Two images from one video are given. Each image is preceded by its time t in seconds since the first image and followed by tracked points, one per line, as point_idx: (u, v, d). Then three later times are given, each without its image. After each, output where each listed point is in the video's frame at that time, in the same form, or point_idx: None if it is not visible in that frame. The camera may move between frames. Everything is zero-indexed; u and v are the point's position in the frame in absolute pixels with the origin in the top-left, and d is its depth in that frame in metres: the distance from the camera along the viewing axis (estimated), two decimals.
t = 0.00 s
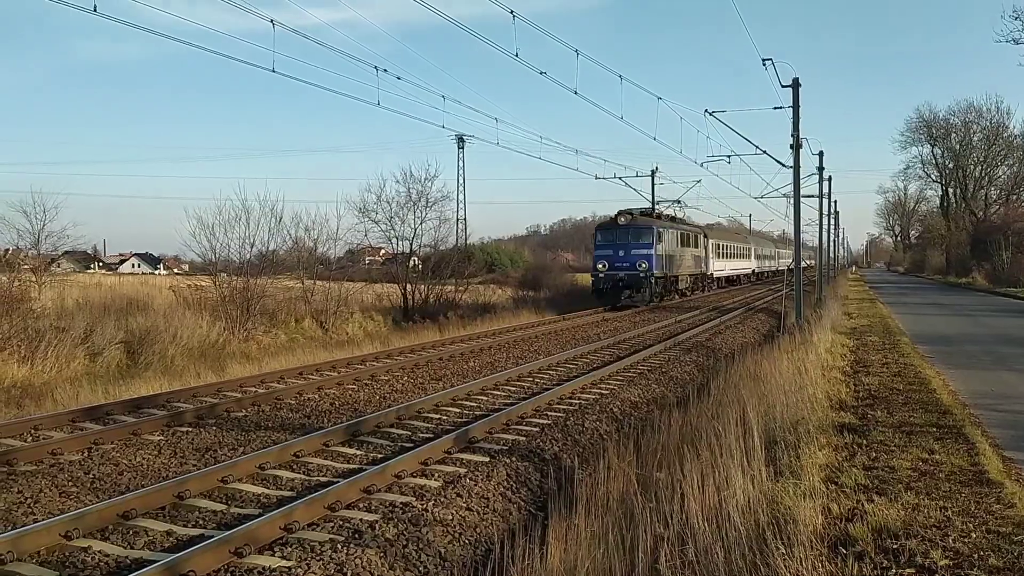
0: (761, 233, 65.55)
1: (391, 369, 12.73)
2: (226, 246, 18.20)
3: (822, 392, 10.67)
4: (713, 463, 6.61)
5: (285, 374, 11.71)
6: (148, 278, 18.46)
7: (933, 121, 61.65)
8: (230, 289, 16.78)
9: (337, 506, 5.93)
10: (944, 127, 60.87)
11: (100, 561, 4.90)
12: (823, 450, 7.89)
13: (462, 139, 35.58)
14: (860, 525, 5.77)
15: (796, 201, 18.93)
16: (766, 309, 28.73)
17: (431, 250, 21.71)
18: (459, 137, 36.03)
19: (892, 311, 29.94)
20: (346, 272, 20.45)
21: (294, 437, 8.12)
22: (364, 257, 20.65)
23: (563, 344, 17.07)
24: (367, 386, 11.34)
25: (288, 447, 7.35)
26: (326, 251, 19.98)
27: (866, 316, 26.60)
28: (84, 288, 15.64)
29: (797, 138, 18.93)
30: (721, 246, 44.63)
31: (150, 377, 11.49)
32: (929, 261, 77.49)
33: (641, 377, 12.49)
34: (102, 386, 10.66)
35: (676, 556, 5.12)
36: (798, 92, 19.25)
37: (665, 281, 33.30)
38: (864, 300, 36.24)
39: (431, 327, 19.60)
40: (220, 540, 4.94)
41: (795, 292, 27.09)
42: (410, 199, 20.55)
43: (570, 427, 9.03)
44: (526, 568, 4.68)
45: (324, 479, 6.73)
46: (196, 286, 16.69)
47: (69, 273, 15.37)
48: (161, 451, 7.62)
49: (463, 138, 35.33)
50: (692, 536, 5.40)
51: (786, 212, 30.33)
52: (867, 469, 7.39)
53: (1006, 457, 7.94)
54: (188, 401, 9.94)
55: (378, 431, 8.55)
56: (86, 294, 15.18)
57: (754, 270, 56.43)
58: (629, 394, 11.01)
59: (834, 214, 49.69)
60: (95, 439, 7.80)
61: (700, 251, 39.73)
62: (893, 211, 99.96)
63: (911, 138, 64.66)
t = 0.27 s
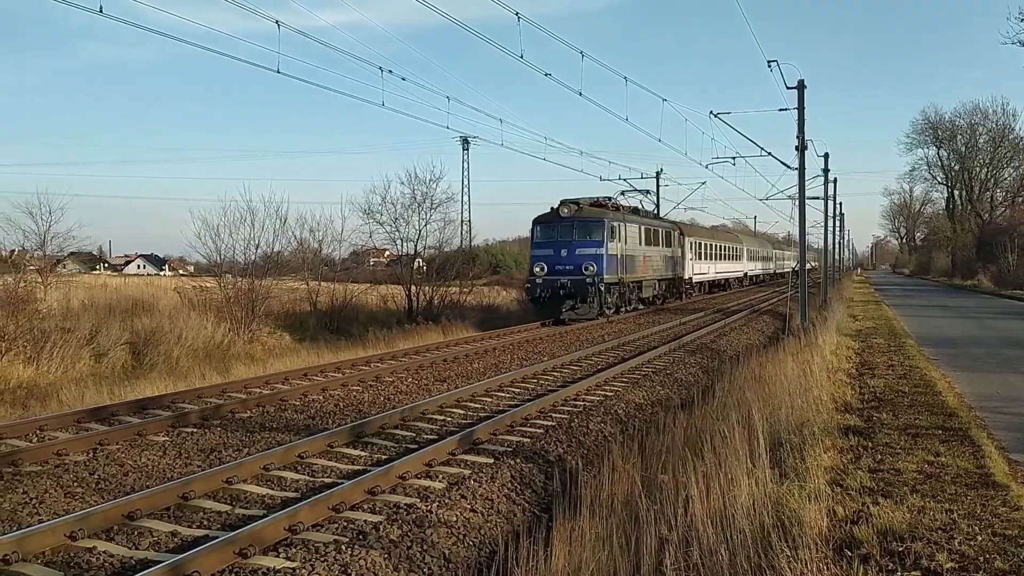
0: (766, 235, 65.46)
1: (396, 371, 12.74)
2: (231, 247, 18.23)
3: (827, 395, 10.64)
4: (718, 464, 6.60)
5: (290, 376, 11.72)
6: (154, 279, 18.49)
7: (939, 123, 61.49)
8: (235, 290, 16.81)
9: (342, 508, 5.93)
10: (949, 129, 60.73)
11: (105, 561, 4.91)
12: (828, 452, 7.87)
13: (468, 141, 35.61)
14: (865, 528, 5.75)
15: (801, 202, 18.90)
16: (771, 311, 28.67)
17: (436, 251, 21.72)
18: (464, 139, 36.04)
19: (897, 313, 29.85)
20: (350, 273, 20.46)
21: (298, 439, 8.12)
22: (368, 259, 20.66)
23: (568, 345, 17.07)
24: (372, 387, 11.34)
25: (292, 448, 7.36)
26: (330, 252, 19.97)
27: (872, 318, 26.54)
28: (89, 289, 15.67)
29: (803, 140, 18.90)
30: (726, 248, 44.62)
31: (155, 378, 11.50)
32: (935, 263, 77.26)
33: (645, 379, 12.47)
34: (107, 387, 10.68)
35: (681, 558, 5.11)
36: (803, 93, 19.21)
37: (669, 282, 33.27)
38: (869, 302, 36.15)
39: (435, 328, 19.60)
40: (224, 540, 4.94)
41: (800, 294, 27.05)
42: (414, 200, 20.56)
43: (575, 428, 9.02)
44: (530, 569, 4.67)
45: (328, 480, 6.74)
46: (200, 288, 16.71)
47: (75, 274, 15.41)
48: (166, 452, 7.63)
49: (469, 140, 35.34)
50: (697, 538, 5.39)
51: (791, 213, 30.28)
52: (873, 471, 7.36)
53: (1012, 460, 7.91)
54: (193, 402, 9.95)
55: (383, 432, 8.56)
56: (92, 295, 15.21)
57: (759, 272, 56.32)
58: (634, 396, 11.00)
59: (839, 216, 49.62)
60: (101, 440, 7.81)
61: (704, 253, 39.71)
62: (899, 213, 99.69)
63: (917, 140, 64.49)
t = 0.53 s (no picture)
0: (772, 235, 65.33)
1: (401, 370, 12.75)
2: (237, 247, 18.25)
3: (833, 395, 10.61)
4: (723, 464, 6.58)
5: (295, 375, 11.73)
6: (160, 279, 18.53)
7: (945, 123, 61.29)
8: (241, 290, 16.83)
9: (347, 507, 5.93)
10: (956, 129, 60.54)
11: (112, 560, 4.92)
12: (835, 453, 7.84)
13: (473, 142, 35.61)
14: (872, 529, 5.72)
15: (808, 202, 18.85)
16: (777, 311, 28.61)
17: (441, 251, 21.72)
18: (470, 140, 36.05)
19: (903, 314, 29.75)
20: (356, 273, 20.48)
21: (303, 438, 8.12)
22: (374, 259, 20.68)
23: (573, 346, 17.05)
24: (377, 387, 11.35)
25: (298, 447, 7.36)
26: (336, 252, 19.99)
27: (878, 318, 26.47)
28: (96, 288, 15.71)
29: (809, 139, 18.85)
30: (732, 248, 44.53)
31: (162, 377, 11.52)
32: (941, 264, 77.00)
33: (651, 379, 12.46)
34: (113, 386, 10.70)
35: (687, 558, 5.10)
36: (810, 92, 19.16)
37: (675, 283, 33.22)
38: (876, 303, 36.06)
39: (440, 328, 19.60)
40: (230, 539, 4.94)
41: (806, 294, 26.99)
42: (420, 200, 20.57)
43: (580, 428, 9.01)
44: (536, 569, 4.66)
45: (334, 480, 6.74)
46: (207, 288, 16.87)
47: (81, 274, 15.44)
48: (173, 451, 7.65)
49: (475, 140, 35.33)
50: (703, 539, 5.37)
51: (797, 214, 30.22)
52: (879, 472, 7.33)
53: (1019, 460, 7.88)
54: (199, 401, 9.96)
55: (388, 432, 8.56)
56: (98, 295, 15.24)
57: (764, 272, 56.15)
58: (639, 396, 10.98)
59: (846, 216, 49.49)
60: (107, 438, 7.83)
61: (709, 253, 39.66)
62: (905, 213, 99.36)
63: (923, 140, 64.29)
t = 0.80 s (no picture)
0: (778, 235, 65.18)
1: (407, 370, 12.75)
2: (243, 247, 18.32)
3: (841, 395, 10.58)
4: (731, 464, 6.55)
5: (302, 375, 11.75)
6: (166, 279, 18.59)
7: (953, 122, 61.02)
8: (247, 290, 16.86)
9: (354, 506, 5.94)
10: (964, 128, 60.29)
11: (120, 559, 4.94)
12: (842, 453, 7.82)
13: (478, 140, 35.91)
14: (879, 528, 5.71)
15: (815, 202, 18.80)
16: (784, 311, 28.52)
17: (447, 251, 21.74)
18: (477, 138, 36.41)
19: (911, 313, 29.66)
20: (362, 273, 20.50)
21: (310, 437, 8.14)
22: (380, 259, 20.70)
23: (580, 345, 17.03)
24: (383, 387, 11.35)
25: (304, 447, 7.37)
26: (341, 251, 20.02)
27: (885, 318, 26.37)
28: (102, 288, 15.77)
29: (816, 138, 18.80)
30: (739, 247, 44.44)
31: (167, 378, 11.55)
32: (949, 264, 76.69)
33: (658, 378, 12.44)
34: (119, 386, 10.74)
35: (693, 558, 5.09)
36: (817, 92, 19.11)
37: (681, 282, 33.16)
38: (883, 302, 35.95)
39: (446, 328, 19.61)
40: (238, 538, 4.96)
41: (813, 294, 26.90)
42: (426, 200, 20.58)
43: (586, 428, 9.01)
44: (542, 569, 4.65)
45: (341, 479, 6.75)
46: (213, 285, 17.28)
47: (89, 274, 15.51)
48: (180, 450, 7.67)
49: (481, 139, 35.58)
50: (710, 539, 5.36)
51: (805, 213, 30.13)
52: (886, 472, 7.30)
53: None
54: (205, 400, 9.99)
55: (394, 431, 8.56)
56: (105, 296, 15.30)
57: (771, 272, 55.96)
58: (646, 396, 10.97)
59: (852, 215, 49.35)
60: (115, 438, 7.86)
61: (716, 253, 39.56)
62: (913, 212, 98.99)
63: (931, 139, 64.03)
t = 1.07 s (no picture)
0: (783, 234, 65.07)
1: (412, 369, 12.76)
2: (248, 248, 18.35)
3: (846, 394, 10.56)
4: (737, 464, 6.53)
5: (306, 374, 11.76)
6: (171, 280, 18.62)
7: (958, 120, 60.83)
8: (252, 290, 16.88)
9: (359, 506, 5.94)
10: (969, 127, 60.09)
11: (127, 558, 4.95)
12: (848, 452, 7.80)
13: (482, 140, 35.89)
14: (885, 527, 5.69)
15: (819, 201, 18.77)
16: (789, 310, 28.44)
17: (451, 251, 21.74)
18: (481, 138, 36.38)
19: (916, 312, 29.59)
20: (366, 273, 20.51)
21: (315, 437, 8.16)
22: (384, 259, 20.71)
23: (585, 345, 17.01)
24: (388, 386, 11.36)
25: (310, 446, 7.39)
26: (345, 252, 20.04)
27: (890, 317, 26.30)
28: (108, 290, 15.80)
29: (820, 137, 18.77)
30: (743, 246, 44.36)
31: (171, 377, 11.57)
32: (954, 263, 76.44)
33: (662, 378, 12.42)
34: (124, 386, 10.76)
35: (698, 557, 5.08)
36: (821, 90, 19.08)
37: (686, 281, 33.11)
38: (888, 301, 35.82)
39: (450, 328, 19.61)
40: (243, 537, 4.97)
41: (817, 293, 26.83)
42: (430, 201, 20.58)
43: (591, 427, 9.00)
44: (547, 569, 4.64)
45: (345, 478, 6.76)
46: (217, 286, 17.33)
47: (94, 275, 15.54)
48: (185, 450, 7.69)
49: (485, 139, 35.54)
50: (715, 538, 5.35)
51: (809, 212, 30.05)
52: (892, 471, 7.28)
53: None
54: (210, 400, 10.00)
55: (399, 431, 8.56)
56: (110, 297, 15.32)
57: (776, 271, 55.83)
58: (650, 395, 10.95)
59: (858, 214, 49.23)
60: (120, 437, 7.87)
61: (721, 252, 39.51)
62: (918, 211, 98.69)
63: (936, 137, 63.83)
